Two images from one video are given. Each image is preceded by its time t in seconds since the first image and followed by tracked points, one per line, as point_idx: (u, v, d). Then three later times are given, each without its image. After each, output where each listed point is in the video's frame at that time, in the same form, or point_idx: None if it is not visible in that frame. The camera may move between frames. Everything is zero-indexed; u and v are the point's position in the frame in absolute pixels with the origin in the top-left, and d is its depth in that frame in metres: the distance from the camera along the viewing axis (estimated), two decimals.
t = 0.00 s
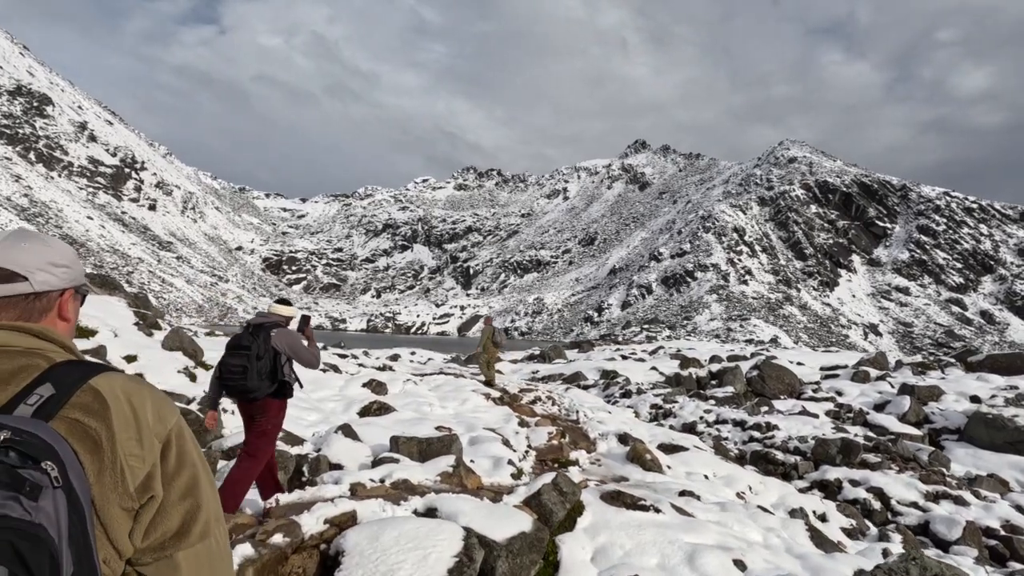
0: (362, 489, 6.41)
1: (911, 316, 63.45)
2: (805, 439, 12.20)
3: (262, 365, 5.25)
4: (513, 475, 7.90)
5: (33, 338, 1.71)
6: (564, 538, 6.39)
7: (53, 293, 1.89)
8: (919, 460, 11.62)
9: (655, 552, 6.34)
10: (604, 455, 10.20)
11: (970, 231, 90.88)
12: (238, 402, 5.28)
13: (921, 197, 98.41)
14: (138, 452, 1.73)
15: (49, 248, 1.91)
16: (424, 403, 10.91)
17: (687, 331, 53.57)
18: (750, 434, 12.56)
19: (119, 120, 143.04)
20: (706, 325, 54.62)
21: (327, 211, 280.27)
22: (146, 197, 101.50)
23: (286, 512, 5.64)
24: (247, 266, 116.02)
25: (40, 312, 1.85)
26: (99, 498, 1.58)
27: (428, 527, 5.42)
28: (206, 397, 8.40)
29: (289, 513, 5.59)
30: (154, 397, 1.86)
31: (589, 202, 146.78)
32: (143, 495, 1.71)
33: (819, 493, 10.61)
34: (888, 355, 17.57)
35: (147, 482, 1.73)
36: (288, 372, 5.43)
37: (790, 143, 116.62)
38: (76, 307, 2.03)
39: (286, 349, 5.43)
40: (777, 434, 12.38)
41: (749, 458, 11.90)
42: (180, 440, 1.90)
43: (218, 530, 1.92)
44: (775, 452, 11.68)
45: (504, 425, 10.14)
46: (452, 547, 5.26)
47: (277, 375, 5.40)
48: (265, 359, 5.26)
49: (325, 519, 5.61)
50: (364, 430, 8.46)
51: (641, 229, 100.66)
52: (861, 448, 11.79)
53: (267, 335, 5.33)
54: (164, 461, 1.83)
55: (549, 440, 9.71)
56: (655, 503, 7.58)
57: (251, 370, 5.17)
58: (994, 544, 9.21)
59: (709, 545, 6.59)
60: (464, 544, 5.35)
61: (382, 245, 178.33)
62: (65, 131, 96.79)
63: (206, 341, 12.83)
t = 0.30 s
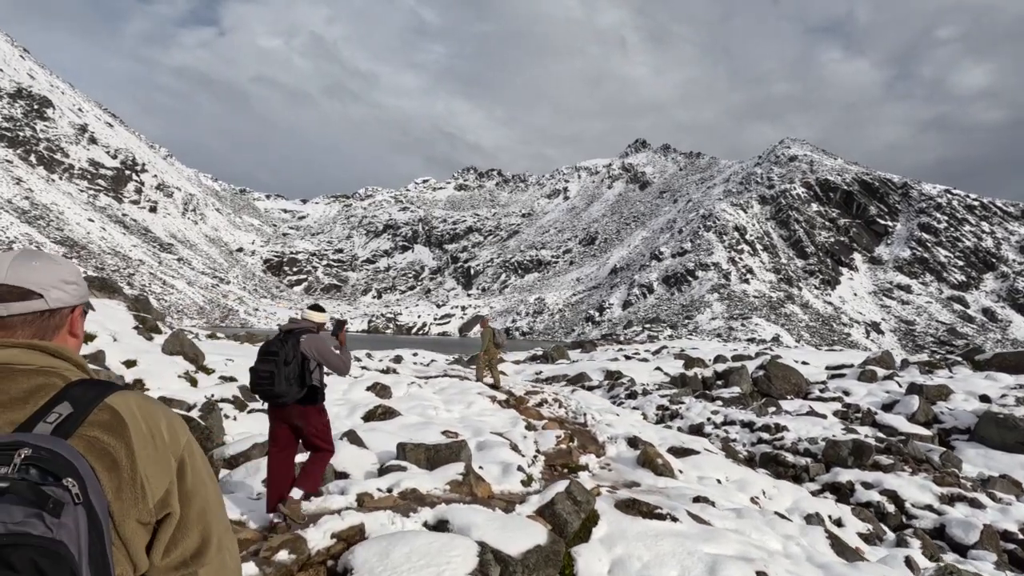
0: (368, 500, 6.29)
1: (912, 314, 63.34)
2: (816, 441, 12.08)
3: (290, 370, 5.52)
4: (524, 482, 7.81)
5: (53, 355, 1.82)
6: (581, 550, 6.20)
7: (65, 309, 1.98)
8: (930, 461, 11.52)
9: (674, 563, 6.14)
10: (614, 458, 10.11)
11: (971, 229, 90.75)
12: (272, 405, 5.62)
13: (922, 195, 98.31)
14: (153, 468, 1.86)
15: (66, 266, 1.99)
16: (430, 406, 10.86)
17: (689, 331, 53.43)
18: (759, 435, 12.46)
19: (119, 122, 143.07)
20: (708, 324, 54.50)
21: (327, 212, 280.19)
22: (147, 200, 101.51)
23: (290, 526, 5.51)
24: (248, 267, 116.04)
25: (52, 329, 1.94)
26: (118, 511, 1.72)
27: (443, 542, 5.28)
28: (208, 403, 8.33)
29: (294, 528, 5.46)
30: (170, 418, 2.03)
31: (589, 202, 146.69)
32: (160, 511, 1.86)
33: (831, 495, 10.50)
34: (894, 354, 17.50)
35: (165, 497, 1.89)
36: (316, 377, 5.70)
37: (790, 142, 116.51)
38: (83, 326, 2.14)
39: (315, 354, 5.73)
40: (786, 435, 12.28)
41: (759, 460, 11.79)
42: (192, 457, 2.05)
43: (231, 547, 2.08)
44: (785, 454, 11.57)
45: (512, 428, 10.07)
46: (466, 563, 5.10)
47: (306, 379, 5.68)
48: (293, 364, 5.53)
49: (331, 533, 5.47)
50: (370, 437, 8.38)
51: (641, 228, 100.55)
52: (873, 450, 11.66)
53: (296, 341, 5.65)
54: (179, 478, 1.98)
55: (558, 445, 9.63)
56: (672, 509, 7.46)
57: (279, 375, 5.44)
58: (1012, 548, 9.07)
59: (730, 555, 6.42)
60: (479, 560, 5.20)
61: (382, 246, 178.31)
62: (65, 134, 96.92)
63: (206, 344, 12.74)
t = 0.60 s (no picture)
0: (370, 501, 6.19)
1: (916, 311, 63.07)
2: (827, 439, 11.93)
3: (322, 373, 5.66)
4: (531, 482, 7.70)
5: None
6: (594, 553, 6.10)
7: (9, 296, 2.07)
8: (943, 458, 11.39)
9: (693, 568, 6.02)
10: (623, 456, 10.01)
11: (975, 225, 90.31)
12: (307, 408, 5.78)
13: (926, 191, 97.97)
14: (94, 453, 1.90)
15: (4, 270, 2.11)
16: (434, 404, 10.78)
17: (692, 328, 53.21)
18: (768, 433, 12.34)
19: (121, 122, 143.43)
20: (710, 322, 54.30)
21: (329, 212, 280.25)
22: (149, 200, 101.73)
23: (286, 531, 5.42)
24: (250, 267, 116.22)
25: None
26: (53, 490, 1.75)
27: (451, 547, 5.20)
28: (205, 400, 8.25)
29: (292, 532, 5.36)
30: (111, 405, 2.07)
31: (591, 200, 146.51)
32: (100, 492, 1.90)
33: (844, 494, 10.35)
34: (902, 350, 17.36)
35: (105, 479, 1.93)
36: (348, 379, 5.82)
37: (792, 139, 116.20)
38: (25, 317, 2.21)
39: (347, 356, 5.85)
40: (795, 433, 12.14)
41: (769, 458, 11.64)
42: (136, 442, 2.10)
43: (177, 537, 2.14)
44: (795, 452, 11.43)
45: (518, 427, 9.98)
46: (476, 571, 4.99)
47: (338, 382, 5.81)
48: (325, 367, 5.66)
49: (331, 537, 5.34)
50: (371, 436, 8.27)
51: (643, 227, 100.39)
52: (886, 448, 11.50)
53: (328, 344, 5.77)
54: (123, 460, 2.04)
55: (565, 443, 9.56)
56: (687, 509, 7.31)
57: (311, 378, 5.58)
58: None
59: (750, 558, 6.30)
60: (488, 566, 5.10)
61: (384, 246, 178.35)
62: (68, 135, 97.19)
63: (205, 342, 12.66)
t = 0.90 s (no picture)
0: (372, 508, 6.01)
1: (919, 311, 62.91)
2: (838, 440, 11.75)
3: (347, 362, 5.75)
4: (540, 486, 7.54)
5: None
6: (611, 563, 5.93)
7: None
8: (956, 460, 11.23)
9: None
10: (633, 458, 9.90)
11: (978, 225, 90.17)
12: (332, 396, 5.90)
13: (928, 191, 97.82)
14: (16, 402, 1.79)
15: None
16: (438, 404, 10.67)
17: (694, 328, 53.03)
18: (778, 434, 12.20)
19: (123, 122, 143.51)
20: (712, 322, 54.10)
21: (330, 211, 280.18)
22: (151, 199, 101.75)
23: (283, 543, 5.25)
24: (252, 266, 116.21)
25: None
26: None
27: (463, 557, 5.03)
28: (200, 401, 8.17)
29: (291, 543, 5.15)
30: (35, 354, 1.94)
31: (592, 200, 146.41)
32: (26, 438, 1.78)
33: (858, 497, 10.16)
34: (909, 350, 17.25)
35: (32, 426, 1.81)
36: (374, 371, 5.88)
37: (794, 139, 116.05)
38: None
39: (374, 346, 5.91)
40: (805, 434, 11.99)
41: (779, 459, 11.50)
42: (63, 396, 1.97)
43: (110, 490, 2.02)
44: (806, 453, 11.26)
45: (525, 428, 9.87)
46: None
47: (364, 372, 5.88)
48: (349, 357, 5.75)
49: (331, 547, 5.14)
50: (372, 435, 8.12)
51: (645, 226, 100.24)
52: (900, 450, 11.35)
53: (357, 332, 5.87)
54: (47, 413, 1.91)
55: (573, 445, 9.49)
56: (706, 516, 7.08)
57: (336, 366, 5.69)
58: None
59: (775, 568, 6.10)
60: None
61: (385, 245, 178.33)
62: (69, 134, 97.19)
63: (203, 340, 12.60)
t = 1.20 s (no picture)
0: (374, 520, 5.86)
1: (920, 313, 62.75)
2: (849, 444, 11.56)
3: (378, 365, 5.49)
4: (550, 492, 7.47)
5: None
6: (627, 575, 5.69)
7: None
8: (969, 463, 11.07)
9: None
10: (643, 463, 9.78)
11: (979, 226, 90.09)
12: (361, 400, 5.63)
13: (929, 192, 97.79)
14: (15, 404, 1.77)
15: None
16: (442, 407, 10.56)
17: (695, 330, 52.89)
18: (786, 437, 12.08)
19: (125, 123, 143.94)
20: (713, 323, 53.96)
21: (331, 212, 280.06)
22: (152, 201, 101.86)
23: (284, 560, 5.04)
24: (253, 267, 116.23)
25: None
26: None
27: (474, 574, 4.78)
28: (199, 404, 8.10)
29: (291, 561, 4.97)
30: (35, 353, 1.91)
31: (593, 201, 146.44)
32: (14, 443, 1.72)
33: (870, 501, 9.96)
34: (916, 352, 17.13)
35: (22, 428, 1.76)
36: (405, 376, 5.59)
37: (795, 141, 116.18)
38: None
39: (406, 349, 5.62)
40: (814, 437, 11.84)
41: (788, 463, 11.35)
42: (60, 398, 1.93)
43: (97, 497, 2.01)
44: (816, 457, 11.10)
45: (532, 432, 9.78)
46: None
47: (395, 377, 5.61)
48: (380, 359, 5.49)
49: (336, 564, 4.95)
50: (377, 440, 7.95)
51: (645, 227, 100.20)
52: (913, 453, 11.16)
53: (390, 334, 5.61)
54: (44, 414, 1.87)
55: (581, 449, 9.41)
56: (724, 523, 6.79)
57: (366, 368, 5.46)
58: None
59: None
60: None
61: (386, 247, 178.40)
62: (70, 135, 97.34)
63: (202, 341, 12.53)
